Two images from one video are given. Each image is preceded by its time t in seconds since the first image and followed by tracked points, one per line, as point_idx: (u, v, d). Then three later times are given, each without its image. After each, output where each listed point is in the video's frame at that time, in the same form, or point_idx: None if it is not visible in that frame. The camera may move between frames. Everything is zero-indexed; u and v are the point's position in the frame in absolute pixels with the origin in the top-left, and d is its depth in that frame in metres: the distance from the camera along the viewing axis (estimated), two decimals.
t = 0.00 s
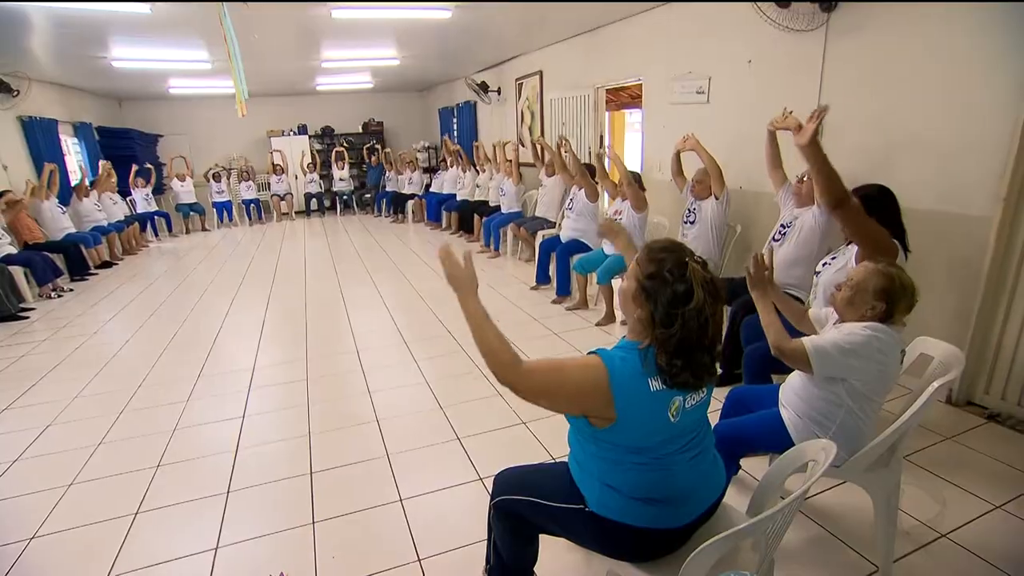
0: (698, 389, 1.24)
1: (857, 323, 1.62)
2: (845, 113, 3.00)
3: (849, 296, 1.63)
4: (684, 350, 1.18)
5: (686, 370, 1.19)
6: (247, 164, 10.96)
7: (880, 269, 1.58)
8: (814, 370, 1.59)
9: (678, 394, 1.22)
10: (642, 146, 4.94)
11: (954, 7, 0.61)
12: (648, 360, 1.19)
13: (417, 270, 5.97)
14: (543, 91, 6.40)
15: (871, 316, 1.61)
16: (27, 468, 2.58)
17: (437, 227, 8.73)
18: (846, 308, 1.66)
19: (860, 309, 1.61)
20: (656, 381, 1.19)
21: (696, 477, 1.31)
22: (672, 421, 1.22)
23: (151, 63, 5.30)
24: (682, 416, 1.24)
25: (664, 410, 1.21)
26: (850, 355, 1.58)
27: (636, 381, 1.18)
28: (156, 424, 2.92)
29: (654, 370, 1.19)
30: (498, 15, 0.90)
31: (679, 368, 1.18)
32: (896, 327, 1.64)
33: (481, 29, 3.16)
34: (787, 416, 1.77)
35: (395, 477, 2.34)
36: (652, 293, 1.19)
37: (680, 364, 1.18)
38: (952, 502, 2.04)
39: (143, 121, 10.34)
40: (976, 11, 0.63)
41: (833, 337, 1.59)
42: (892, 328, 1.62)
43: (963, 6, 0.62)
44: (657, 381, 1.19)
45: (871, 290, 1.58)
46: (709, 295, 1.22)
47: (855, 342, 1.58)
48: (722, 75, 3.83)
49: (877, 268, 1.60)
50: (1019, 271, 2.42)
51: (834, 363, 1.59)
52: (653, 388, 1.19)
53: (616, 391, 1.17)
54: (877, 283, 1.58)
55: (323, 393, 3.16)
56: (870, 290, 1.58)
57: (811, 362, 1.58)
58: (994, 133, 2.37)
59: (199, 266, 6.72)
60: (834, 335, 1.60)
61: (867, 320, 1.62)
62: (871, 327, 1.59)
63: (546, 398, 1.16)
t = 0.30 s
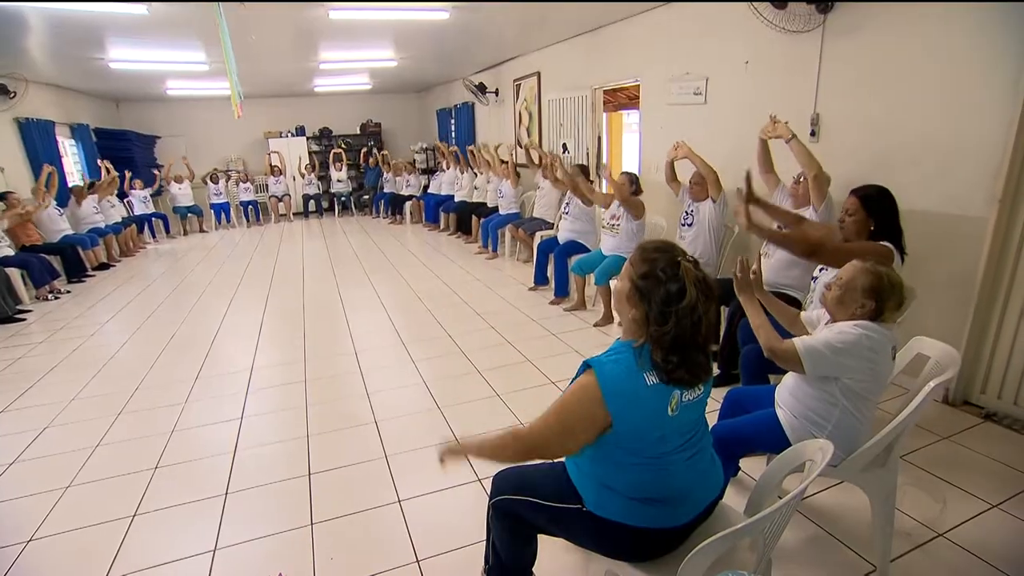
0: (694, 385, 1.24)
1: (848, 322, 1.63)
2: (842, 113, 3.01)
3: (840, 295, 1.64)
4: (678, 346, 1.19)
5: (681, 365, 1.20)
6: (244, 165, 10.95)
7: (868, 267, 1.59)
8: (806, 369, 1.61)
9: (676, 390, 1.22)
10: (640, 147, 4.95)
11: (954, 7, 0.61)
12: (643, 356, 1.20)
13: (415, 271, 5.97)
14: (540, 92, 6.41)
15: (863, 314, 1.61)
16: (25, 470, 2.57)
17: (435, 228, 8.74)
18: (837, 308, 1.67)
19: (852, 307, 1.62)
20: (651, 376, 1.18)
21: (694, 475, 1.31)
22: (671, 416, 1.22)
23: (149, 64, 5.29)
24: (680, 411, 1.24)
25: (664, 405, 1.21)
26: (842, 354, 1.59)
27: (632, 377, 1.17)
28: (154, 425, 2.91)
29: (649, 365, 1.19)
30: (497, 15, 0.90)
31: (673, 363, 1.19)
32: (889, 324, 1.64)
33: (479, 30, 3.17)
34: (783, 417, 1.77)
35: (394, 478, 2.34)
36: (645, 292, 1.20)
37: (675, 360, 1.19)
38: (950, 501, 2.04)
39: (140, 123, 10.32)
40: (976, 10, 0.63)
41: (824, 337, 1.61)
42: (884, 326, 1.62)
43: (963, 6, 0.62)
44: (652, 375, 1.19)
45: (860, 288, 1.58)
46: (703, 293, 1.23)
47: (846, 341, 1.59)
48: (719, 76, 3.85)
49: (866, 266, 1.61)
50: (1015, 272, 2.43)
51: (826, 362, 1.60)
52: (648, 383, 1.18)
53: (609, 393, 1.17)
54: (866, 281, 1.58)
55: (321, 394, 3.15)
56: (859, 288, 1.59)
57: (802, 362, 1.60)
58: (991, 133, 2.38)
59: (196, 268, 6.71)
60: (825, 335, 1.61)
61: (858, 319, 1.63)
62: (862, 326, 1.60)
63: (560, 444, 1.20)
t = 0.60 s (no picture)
0: (682, 374, 1.24)
1: (842, 321, 1.64)
2: (840, 113, 3.01)
3: (834, 294, 1.64)
4: (661, 333, 1.20)
5: (666, 352, 1.20)
6: (242, 164, 10.92)
7: (862, 265, 1.59)
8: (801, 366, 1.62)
9: (667, 376, 1.21)
10: (638, 146, 4.96)
11: (953, 6, 0.61)
12: (627, 347, 1.21)
13: (413, 270, 5.97)
14: (538, 91, 6.41)
15: (858, 312, 1.61)
16: (21, 469, 2.56)
17: (433, 227, 8.73)
18: (833, 307, 1.67)
19: (847, 306, 1.62)
20: (636, 362, 1.18)
21: (693, 471, 1.31)
22: (663, 401, 1.20)
23: (146, 63, 5.28)
24: (673, 396, 1.22)
25: (655, 388, 1.19)
26: (838, 354, 1.60)
27: (620, 366, 1.17)
28: (151, 424, 2.91)
29: (634, 353, 1.20)
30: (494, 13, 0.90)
31: (657, 350, 1.20)
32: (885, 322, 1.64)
33: (477, 29, 3.17)
34: (781, 415, 1.78)
35: (392, 477, 2.34)
36: (621, 287, 1.24)
37: (658, 346, 1.20)
38: (947, 500, 2.05)
39: (137, 121, 10.29)
40: (974, 10, 0.63)
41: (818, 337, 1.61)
42: (880, 324, 1.62)
43: (962, 6, 0.62)
44: (638, 362, 1.19)
45: (855, 286, 1.58)
46: (678, 288, 1.26)
47: (841, 340, 1.59)
48: (717, 75, 3.85)
49: (859, 264, 1.61)
50: (1011, 271, 2.44)
51: (822, 360, 1.61)
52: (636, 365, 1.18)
53: (602, 390, 1.15)
54: (860, 279, 1.59)
55: (319, 393, 3.15)
56: (853, 286, 1.59)
57: (798, 362, 1.61)
58: (988, 133, 2.39)
59: (194, 267, 6.69)
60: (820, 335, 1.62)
61: (853, 318, 1.63)
62: (857, 324, 1.60)
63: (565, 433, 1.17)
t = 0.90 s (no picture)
0: (672, 358, 1.27)
1: (846, 322, 1.64)
2: (840, 112, 3.01)
3: (836, 296, 1.65)
4: (646, 323, 1.24)
5: (653, 339, 1.24)
6: (242, 162, 10.91)
7: (860, 264, 1.62)
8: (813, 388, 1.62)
9: (655, 363, 1.24)
10: (638, 146, 4.96)
11: (954, 6, 0.61)
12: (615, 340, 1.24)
13: (413, 269, 5.97)
14: (538, 91, 6.41)
15: (859, 311, 1.63)
16: (21, 468, 2.56)
17: (433, 227, 8.73)
18: (835, 309, 1.68)
19: (849, 307, 1.64)
20: (626, 354, 1.22)
21: (690, 468, 1.31)
22: (653, 392, 1.22)
23: (146, 61, 5.27)
24: (663, 387, 1.24)
25: (644, 376, 1.22)
26: (847, 362, 1.60)
27: (608, 358, 1.21)
28: (151, 423, 2.91)
29: (623, 343, 1.24)
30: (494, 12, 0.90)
31: (644, 338, 1.23)
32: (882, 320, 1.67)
33: (477, 28, 3.16)
34: (781, 414, 1.78)
35: (392, 476, 2.34)
36: (602, 283, 1.26)
37: (645, 335, 1.23)
38: (946, 499, 2.05)
39: (137, 120, 10.29)
40: (974, 9, 0.63)
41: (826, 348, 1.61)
42: (881, 323, 1.64)
43: (963, 5, 0.62)
44: (627, 353, 1.22)
45: (857, 286, 1.61)
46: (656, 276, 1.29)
47: (847, 346, 1.60)
48: (717, 75, 3.85)
49: (856, 264, 1.64)
50: (1011, 271, 2.44)
51: (832, 371, 1.61)
52: (625, 357, 1.21)
53: (589, 381, 1.19)
54: (860, 278, 1.61)
55: (319, 392, 3.15)
56: (854, 286, 1.61)
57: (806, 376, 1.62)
58: (988, 133, 2.39)
59: (194, 266, 6.68)
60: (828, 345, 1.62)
61: (856, 319, 1.64)
62: (861, 324, 1.61)
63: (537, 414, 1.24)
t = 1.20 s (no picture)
0: (641, 352, 1.29)
1: (842, 326, 1.66)
2: (838, 113, 3.01)
3: (826, 299, 1.68)
4: (610, 320, 1.27)
5: (619, 333, 1.27)
6: (240, 163, 10.90)
7: (845, 265, 1.65)
8: (826, 405, 1.62)
9: (626, 355, 1.27)
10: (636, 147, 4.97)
11: (951, 6, 0.61)
12: (583, 340, 1.28)
13: (412, 270, 5.96)
14: (537, 92, 6.41)
15: (851, 311, 1.65)
16: (19, 469, 2.56)
17: (432, 228, 8.72)
18: (827, 311, 1.70)
19: (840, 308, 1.66)
20: (595, 351, 1.26)
21: (679, 457, 1.30)
22: (627, 382, 1.24)
23: (144, 62, 5.26)
24: (637, 377, 1.26)
25: (615, 367, 1.24)
26: (851, 371, 1.61)
27: (578, 357, 1.25)
28: (149, 424, 2.90)
29: (591, 343, 1.27)
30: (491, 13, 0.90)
31: (610, 333, 1.26)
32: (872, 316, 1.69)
33: (475, 29, 3.17)
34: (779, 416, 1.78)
35: (390, 477, 2.34)
36: (568, 290, 1.30)
37: (611, 331, 1.26)
38: (944, 500, 2.05)
39: (135, 121, 10.28)
40: (971, 10, 0.63)
41: (829, 359, 1.62)
42: (872, 320, 1.66)
43: (958, 6, 0.62)
44: (597, 350, 1.26)
45: (846, 287, 1.63)
46: (617, 277, 1.33)
47: (848, 352, 1.61)
48: (715, 76, 3.86)
49: (841, 265, 1.67)
50: (1008, 272, 2.45)
51: (841, 382, 1.61)
52: (592, 354, 1.25)
53: (560, 379, 1.23)
54: (847, 279, 1.64)
55: (317, 394, 3.15)
56: (842, 287, 1.64)
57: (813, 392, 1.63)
58: (985, 134, 2.40)
59: (192, 267, 6.67)
60: (829, 355, 1.62)
61: (849, 320, 1.67)
62: (853, 326, 1.64)
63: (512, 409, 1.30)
